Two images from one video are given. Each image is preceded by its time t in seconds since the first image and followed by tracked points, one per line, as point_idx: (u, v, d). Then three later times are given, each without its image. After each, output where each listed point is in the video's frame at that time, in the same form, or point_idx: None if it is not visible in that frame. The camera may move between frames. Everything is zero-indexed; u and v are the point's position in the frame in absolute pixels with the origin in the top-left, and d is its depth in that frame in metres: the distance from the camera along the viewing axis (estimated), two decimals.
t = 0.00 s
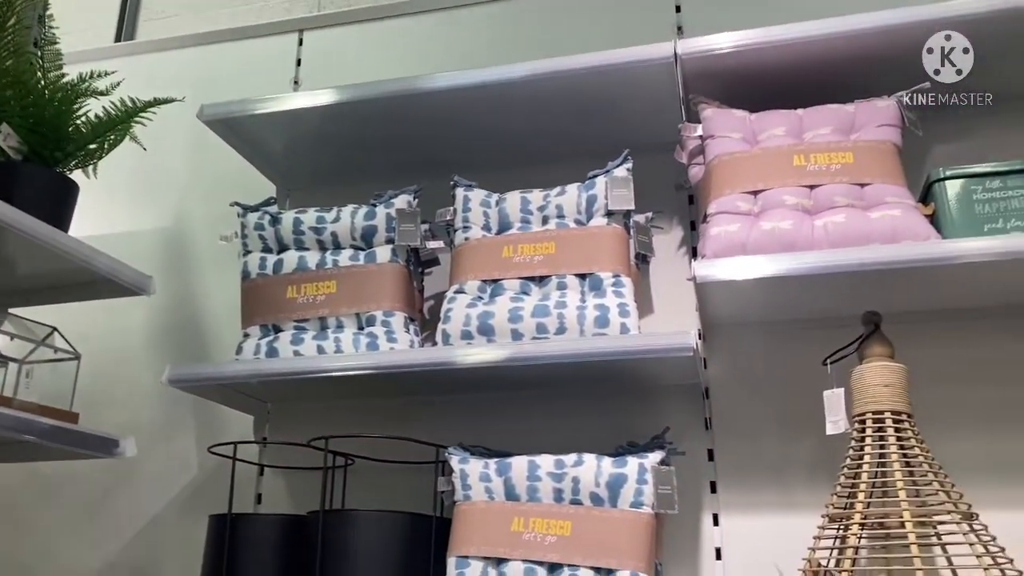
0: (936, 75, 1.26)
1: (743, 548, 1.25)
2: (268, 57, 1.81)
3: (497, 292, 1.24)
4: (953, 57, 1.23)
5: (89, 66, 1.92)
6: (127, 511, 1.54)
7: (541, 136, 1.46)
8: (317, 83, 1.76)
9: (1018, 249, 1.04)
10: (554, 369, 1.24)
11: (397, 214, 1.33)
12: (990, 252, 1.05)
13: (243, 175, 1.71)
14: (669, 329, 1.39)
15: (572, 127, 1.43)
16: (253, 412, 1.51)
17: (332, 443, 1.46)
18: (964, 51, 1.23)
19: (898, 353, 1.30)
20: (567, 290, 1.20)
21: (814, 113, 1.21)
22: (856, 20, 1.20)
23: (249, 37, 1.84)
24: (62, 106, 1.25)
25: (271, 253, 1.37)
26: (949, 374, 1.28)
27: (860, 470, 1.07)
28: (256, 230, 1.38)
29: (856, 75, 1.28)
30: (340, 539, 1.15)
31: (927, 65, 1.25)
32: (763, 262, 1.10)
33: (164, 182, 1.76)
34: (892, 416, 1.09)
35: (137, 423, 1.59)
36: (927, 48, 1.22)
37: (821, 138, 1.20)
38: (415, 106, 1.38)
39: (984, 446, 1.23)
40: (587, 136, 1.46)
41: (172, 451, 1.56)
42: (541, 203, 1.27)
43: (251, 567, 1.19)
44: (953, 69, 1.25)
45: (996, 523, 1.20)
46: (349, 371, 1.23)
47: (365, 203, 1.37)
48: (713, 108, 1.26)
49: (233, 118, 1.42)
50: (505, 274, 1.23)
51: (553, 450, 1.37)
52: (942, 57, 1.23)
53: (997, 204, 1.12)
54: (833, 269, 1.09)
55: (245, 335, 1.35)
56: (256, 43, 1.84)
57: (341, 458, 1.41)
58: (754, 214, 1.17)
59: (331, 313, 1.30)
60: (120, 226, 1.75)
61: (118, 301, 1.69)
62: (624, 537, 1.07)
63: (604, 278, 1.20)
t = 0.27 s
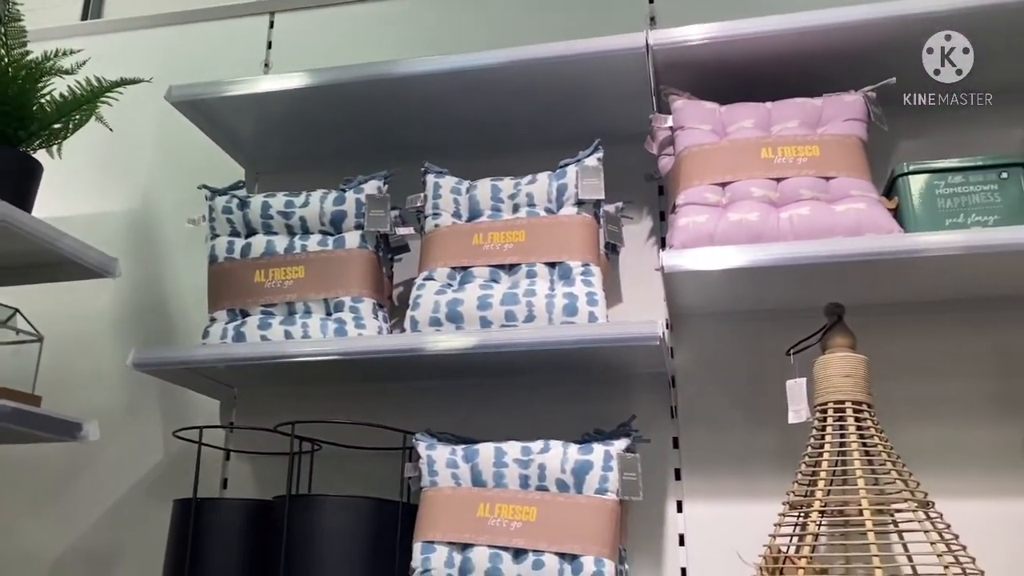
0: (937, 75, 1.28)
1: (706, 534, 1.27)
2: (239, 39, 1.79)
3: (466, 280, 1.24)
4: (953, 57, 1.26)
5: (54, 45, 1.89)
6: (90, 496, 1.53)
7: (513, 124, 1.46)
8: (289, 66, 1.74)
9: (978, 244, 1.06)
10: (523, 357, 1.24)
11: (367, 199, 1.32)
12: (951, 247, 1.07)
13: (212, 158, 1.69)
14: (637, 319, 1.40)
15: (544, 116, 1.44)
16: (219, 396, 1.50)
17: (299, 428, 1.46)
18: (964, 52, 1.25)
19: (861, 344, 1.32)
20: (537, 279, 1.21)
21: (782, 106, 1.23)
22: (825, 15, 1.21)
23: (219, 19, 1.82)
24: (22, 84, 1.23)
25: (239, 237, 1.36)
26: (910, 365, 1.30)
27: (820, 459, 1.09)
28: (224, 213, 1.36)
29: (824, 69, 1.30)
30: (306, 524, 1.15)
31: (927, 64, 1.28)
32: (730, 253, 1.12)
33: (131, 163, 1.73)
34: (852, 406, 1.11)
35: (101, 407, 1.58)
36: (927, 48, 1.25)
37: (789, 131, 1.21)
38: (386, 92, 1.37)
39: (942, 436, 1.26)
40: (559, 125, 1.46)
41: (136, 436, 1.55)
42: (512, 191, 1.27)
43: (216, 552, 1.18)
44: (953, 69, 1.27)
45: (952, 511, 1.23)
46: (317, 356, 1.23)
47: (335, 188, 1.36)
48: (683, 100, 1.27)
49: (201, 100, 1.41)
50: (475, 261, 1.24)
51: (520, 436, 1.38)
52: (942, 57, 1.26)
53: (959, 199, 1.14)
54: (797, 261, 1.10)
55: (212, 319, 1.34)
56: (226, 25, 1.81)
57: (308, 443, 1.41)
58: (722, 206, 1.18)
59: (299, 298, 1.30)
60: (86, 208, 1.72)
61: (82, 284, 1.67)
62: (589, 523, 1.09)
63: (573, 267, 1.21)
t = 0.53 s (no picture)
0: (937, 74, 1.31)
1: (678, 522, 1.28)
2: (217, 22, 1.78)
3: (444, 268, 1.24)
4: (953, 57, 1.28)
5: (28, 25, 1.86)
6: (63, 481, 1.52)
7: (492, 112, 1.46)
8: (267, 51, 1.73)
9: (947, 237, 1.08)
10: (499, 345, 1.25)
11: (345, 185, 1.32)
12: (921, 240, 1.09)
13: (189, 143, 1.68)
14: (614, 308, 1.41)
15: (523, 105, 1.44)
16: (195, 382, 1.49)
17: (275, 414, 1.46)
18: (964, 52, 1.28)
19: (833, 335, 1.34)
20: (514, 268, 1.22)
21: (759, 99, 1.24)
22: (802, 9, 1.22)
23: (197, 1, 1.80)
24: None
25: (215, 222, 1.36)
26: (880, 356, 1.32)
27: (791, 448, 1.11)
28: (200, 198, 1.36)
29: (800, 63, 1.31)
30: (281, 509, 1.15)
31: (927, 64, 1.30)
32: (706, 243, 1.13)
33: (106, 146, 1.72)
34: (823, 396, 1.12)
35: (74, 392, 1.57)
36: (927, 48, 1.28)
37: (766, 124, 1.22)
38: (365, 78, 1.37)
39: (910, 426, 1.29)
40: (538, 114, 1.47)
41: (110, 420, 1.54)
42: (490, 179, 1.27)
43: (191, 537, 1.18)
44: (953, 69, 1.30)
45: (918, 500, 1.25)
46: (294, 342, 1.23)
47: (313, 174, 1.36)
48: (661, 91, 1.28)
49: (177, 84, 1.40)
50: (453, 249, 1.24)
51: (497, 424, 1.39)
52: (942, 58, 1.29)
53: (930, 193, 1.16)
54: (771, 252, 1.12)
55: (188, 304, 1.33)
56: (204, 8, 1.80)
57: (284, 429, 1.41)
58: (698, 197, 1.19)
59: (276, 284, 1.29)
60: (59, 191, 1.71)
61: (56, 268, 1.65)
62: (563, 510, 1.10)
63: (551, 256, 1.21)
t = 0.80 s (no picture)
0: (937, 74, 1.34)
1: (662, 507, 1.30)
2: (205, 5, 1.77)
3: (432, 254, 1.25)
4: (953, 57, 1.31)
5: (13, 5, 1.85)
6: (48, 464, 1.52)
7: (481, 99, 1.47)
8: (256, 35, 1.72)
9: (930, 228, 1.10)
10: (487, 331, 1.26)
11: (333, 171, 1.32)
12: (904, 230, 1.10)
13: (176, 126, 1.68)
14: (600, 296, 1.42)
15: (513, 92, 1.44)
16: (181, 366, 1.50)
17: (262, 398, 1.46)
18: (964, 52, 1.31)
19: (816, 324, 1.36)
20: (502, 254, 1.22)
21: (746, 89, 1.25)
22: None
23: None
24: None
25: (203, 206, 1.35)
26: (862, 345, 1.34)
27: (773, 434, 1.12)
28: (188, 181, 1.36)
29: (788, 54, 1.32)
30: (268, 492, 1.15)
31: (928, 64, 1.33)
32: (692, 231, 1.14)
33: (93, 129, 1.71)
34: (805, 383, 1.14)
35: (60, 375, 1.57)
36: (927, 47, 1.30)
37: (752, 114, 1.23)
38: (355, 64, 1.37)
39: (891, 413, 1.30)
40: (526, 102, 1.47)
41: (96, 404, 1.54)
42: (479, 166, 1.28)
43: (177, 519, 1.19)
44: (952, 68, 1.33)
45: (897, 486, 1.27)
46: (281, 326, 1.24)
47: (301, 159, 1.36)
48: (649, 80, 1.28)
49: (165, 67, 1.39)
50: (441, 235, 1.24)
51: (483, 409, 1.40)
52: (942, 58, 1.32)
53: (913, 184, 1.17)
54: (757, 241, 1.13)
55: (175, 288, 1.33)
56: None
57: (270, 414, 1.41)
58: (686, 185, 1.20)
59: (264, 269, 1.29)
60: (45, 173, 1.70)
61: (41, 251, 1.65)
62: (548, 494, 1.11)
63: (539, 243, 1.22)
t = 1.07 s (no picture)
0: (937, 74, 1.36)
1: (654, 492, 1.31)
2: None
3: (428, 240, 1.25)
4: (953, 57, 1.33)
5: None
6: (42, 447, 1.52)
7: (477, 86, 1.47)
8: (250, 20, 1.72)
9: (922, 217, 1.11)
10: (481, 316, 1.27)
11: (329, 156, 1.32)
12: (896, 219, 1.11)
13: (170, 111, 1.67)
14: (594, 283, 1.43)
15: (508, 80, 1.45)
16: (176, 350, 1.50)
17: (256, 383, 1.47)
18: (964, 52, 1.33)
19: (808, 312, 1.37)
20: (497, 241, 1.23)
21: (741, 77, 1.25)
22: None
23: None
24: None
25: (198, 191, 1.35)
26: (853, 333, 1.35)
27: (765, 420, 1.14)
28: (183, 165, 1.36)
29: (783, 43, 1.33)
30: (264, 476, 1.16)
31: (928, 65, 1.35)
32: (687, 219, 1.15)
33: (86, 112, 1.70)
34: (797, 369, 1.15)
35: (54, 359, 1.57)
36: (927, 47, 1.33)
37: (747, 102, 1.24)
38: (350, 50, 1.37)
39: (881, 400, 1.32)
40: (522, 89, 1.47)
41: (90, 388, 1.54)
42: (474, 153, 1.28)
43: (173, 502, 1.19)
44: (953, 68, 1.35)
45: (886, 472, 1.29)
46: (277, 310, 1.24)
47: (297, 144, 1.36)
48: (645, 67, 1.29)
49: (160, 51, 1.38)
50: (437, 221, 1.25)
51: (477, 395, 1.40)
52: (943, 57, 1.34)
53: (906, 173, 1.18)
54: (751, 228, 1.14)
55: (170, 273, 1.33)
56: None
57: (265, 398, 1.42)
58: (681, 173, 1.21)
59: (259, 254, 1.30)
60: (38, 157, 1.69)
61: (35, 234, 1.64)
62: (542, 478, 1.12)
63: (534, 230, 1.23)
